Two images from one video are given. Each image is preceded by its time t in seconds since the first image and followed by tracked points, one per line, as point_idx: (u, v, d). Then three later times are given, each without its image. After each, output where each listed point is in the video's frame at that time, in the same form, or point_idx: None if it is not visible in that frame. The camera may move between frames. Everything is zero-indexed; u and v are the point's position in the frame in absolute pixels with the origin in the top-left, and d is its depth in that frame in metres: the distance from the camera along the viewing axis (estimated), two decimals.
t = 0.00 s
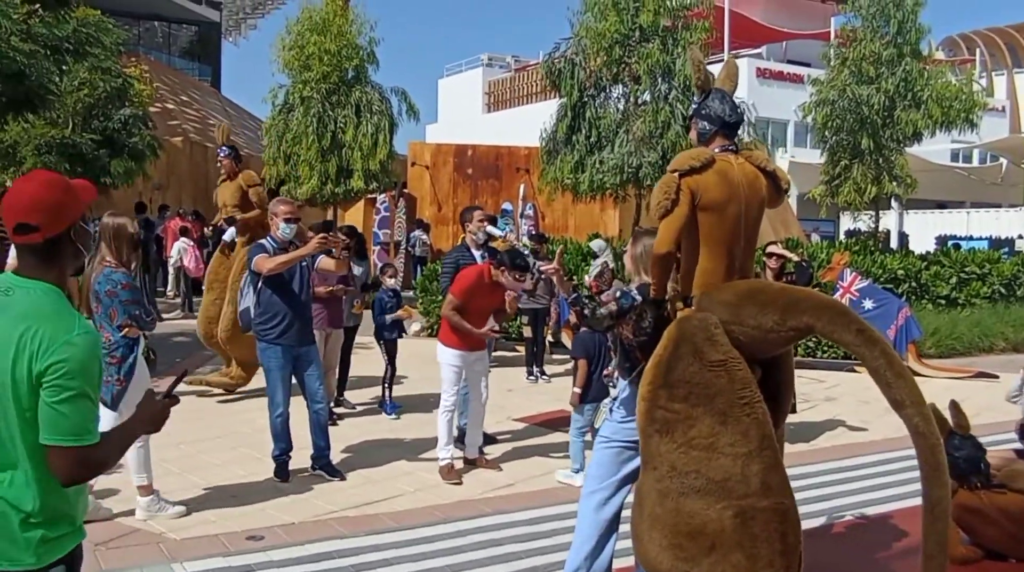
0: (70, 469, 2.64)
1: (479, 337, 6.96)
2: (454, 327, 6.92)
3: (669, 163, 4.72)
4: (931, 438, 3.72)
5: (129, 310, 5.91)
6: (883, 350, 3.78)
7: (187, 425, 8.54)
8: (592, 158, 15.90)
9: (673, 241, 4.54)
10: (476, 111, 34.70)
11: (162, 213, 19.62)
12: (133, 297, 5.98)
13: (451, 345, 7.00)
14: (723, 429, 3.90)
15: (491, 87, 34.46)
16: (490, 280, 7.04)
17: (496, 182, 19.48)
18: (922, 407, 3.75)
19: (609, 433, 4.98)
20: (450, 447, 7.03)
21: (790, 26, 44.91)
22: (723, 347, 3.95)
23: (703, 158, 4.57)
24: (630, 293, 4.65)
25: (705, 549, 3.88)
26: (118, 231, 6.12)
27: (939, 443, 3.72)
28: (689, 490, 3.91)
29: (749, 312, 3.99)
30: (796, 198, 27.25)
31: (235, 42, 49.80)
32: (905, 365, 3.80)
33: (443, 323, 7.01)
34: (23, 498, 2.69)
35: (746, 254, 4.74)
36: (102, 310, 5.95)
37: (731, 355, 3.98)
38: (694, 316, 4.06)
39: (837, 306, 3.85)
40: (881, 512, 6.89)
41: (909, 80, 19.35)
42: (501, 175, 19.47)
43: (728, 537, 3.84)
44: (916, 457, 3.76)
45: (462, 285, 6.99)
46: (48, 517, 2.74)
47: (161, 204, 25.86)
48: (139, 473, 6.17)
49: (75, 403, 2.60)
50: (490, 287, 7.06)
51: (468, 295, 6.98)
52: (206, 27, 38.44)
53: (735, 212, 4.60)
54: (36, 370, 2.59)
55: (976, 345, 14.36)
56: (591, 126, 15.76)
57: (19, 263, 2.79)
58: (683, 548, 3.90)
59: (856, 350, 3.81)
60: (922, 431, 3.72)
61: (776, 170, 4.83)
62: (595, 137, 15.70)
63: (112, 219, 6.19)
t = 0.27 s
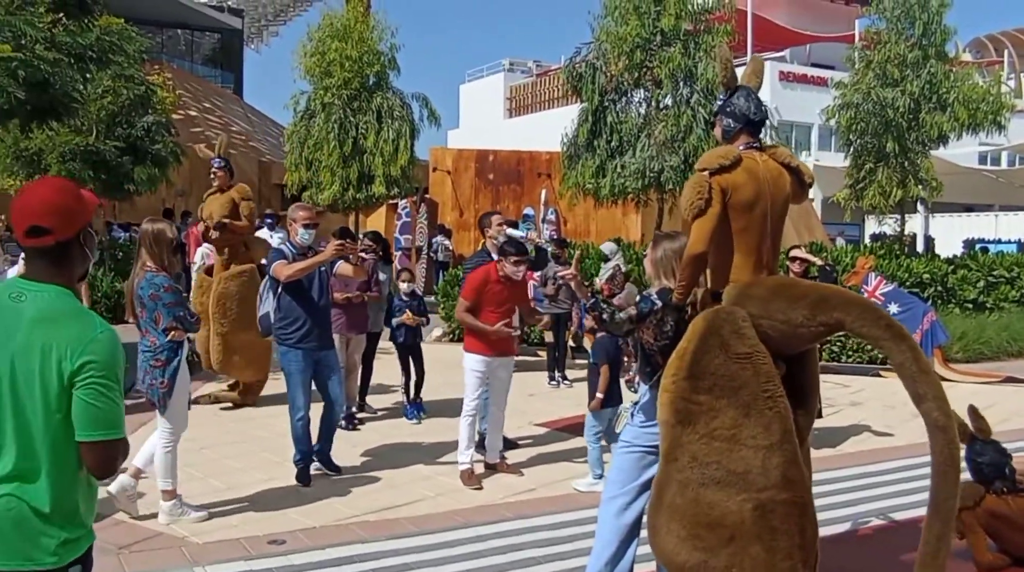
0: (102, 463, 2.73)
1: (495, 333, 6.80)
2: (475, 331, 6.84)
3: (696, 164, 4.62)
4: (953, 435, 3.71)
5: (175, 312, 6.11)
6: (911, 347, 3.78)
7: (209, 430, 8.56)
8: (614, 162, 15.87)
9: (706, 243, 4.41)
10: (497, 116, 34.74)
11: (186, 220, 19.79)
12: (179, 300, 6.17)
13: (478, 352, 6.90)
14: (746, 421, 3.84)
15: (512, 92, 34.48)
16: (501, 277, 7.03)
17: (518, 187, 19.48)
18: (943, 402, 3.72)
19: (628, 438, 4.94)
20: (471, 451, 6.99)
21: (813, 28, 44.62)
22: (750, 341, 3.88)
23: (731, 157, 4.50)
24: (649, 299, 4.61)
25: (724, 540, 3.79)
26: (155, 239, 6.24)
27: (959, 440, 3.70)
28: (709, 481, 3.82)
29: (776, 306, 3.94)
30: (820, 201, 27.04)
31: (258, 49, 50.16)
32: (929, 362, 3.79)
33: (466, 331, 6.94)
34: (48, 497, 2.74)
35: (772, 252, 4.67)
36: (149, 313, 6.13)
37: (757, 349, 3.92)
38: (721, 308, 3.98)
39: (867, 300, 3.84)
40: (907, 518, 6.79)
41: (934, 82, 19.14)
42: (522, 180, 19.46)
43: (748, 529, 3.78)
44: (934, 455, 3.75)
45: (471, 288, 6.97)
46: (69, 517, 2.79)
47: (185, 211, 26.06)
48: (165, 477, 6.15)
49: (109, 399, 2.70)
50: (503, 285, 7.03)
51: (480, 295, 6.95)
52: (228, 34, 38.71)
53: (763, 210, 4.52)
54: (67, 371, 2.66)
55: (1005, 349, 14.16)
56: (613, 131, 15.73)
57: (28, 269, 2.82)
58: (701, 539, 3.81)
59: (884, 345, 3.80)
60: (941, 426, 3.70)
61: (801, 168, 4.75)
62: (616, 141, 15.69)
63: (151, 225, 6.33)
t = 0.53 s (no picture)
0: (115, 454, 2.96)
1: (506, 333, 6.58)
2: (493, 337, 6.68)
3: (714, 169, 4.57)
4: (979, 453, 3.64)
5: (205, 318, 6.11)
6: (939, 363, 3.70)
7: (231, 436, 8.58)
8: (634, 166, 15.77)
9: (726, 247, 4.33)
10: (519, 120, 34.73)
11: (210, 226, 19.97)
12: (211, 306, 6.18)
13: (500, 357, 6.69)
14: (769, 430, 3.78)
15: (534, 97, 34.47)
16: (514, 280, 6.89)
17: (539, 192, 19.41)
18: (972, 422, 3.65)
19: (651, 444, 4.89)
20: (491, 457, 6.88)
21: (837, 29, 44.26)
22: (772, 349, 3.82)
23: (750, 163, 4.43)
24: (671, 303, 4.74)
25: (747, 550, 3.75)
26: (187, 244, 6.24)
27: (986, 459, 3.63)
28: (732, 491, 3.79)
29: (799, 315, 3.87)
30: (844, 204, 26.82)
31: (279, 56, 50.48)
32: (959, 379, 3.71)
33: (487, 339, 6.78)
34: (61, 491, 2.95)
35: (796, 257, 4.57)
36: (181, 319, 6.17)
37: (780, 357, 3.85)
38: (743, 316, 3.93)
39: (891, 312, 3.75)
40: (935, 526, 6.68)
41: (960, 83, 18.91)
42: (544, 185, 19.39)
43: (772, 539, 3.72)
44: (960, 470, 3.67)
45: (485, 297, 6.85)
46: (82, 511, 3.00)
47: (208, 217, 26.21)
48: (190, 482, 6.14)
49: (118, 395, 2.93)
50: (517, 286, 6.87)
51: (492, 299, 6.83)
52: (249, 41, 38.98)
53: (784, 215, 4.45)
54: (77, 371, 2.88)
55: None
56: (633, 134, 15.66)
57: (32, 278, 3.03)
58: (724, 549, 3.79)
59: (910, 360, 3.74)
60: (968, 446, 3.64)
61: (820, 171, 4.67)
62: (637, 145, 15.61)
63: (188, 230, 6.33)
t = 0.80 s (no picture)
0: (128, 446, 3.07)
1: (534, 334, 6.53)
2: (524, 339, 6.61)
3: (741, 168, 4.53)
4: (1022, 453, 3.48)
5: (238, 321, 6.10)
6: (973, 361, 3.59)
7: (261, 438, 8.60)
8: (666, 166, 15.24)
9: (754, 249, 4.30)
10: (548, 120, 34.65)
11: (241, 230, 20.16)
12: (246, 309, 6.16)
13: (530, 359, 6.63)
14: (800, 434, 3.72)
15: (562, 96, 34.36)
16: (543, 281, 6.81)
17: (568, 192, 19.29)
18: (1015, 421, 3.50)
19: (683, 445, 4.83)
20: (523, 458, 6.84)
21: (871, 25, 43.69)
22: (800, 353, 3.75)
23: (776, 161, 4.38)
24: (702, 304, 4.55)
25: (780, 556, 3.72)
26: (226, 246, 6.18)
27: None
28: (763, 496, 3.75)
29: (826, 316, 3.79)
30: (877, 201, 26.49)
31: (308, 57, 50.71)
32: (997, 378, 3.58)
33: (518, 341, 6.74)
34: (76, 486, 3.03)
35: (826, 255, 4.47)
36: (217, 323, 6.18)
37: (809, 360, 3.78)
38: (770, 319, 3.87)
39: (921, 312, 3.66)
40: (971, 527, 6.55)
41: (996, 78, 18.55)
42: (573, 185, 19.26)
43: (804, 544, 3.68)
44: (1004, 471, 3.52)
45: (514, 298, 6.80)
46: (97, 504, 3.09)
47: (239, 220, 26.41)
48: (224, 480, 6.18)
49: (130, 389, 3.03)
50: (544, 286, 6.82)
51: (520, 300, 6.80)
52: (278, 44, 39.23)
53: (811, 214, 4.37)
54: (91, 368, 2.97)
55: None
56: (662, 134, 15.17)
57: (34, 282, 3.08)
58: (757, 554, 3.75)
59: (942, 360, 3.63)
60: (1012, 445, 3.48)
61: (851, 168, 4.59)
62: (667, 144, 15.07)
63: (231, 232, 6.25)
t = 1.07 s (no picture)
0: (170, 433, 3.16)
1: (584, 334, 6.30)
2: (572, 338, 6.39)
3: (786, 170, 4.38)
4: None
5: (287, 323, 5.66)
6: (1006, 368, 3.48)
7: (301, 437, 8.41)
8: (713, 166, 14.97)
9: (799, 250, 4.16)
10: (594, 121, 34.51)
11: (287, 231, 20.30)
12: (295, 311, 5.73)
13: (579, 359, 6.40)
14: (843, 438, 3.53)
15: (609, 97, 34.17)
16: (590, 281, 6.62)
17: (615, 192, 19.07)
18: None
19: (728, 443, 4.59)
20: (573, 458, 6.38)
21: (920, 24, 42.84)
22: (842, 356, 3.59)
23: (822, 162, 4.23)
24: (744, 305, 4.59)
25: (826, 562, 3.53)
26: (278, 250, 5.69)
27: None
28: (808, 500, 3.56)
29: (863, 321, 3.65)
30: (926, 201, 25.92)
31: (352, 61, 51.18)
32: None
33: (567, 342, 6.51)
34: (122, 479, 3.10)
35: (871, 256, 4.26)
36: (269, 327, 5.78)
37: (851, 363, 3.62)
38: (809, 324, 3.71)
39: (961, 317, 3.52)
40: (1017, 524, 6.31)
41: None
42: (620, 185, 19.03)
43: (850, 548, 3.49)
44: None
45: (562, 298, 6.62)
46: (145, 492, 3.19)
47: (285, 223, 26.57)
48: (273, 480, 5.60)
49: (169, 379, 3.12)
50: (592, 285, 6.60)
51: (567, 301, 6.60)
52: (323, 46, 39.68)
53: (857, 214, 4.18)
54: (133, 360, 3.04)
55: None
56: (709, 133, 14.86)
57: (64, 282, 3.12)
58: (802, 559, 3.57)
59: (977, 365, 3.51)
60: None
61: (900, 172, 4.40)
62: (714, 145, 14.77)
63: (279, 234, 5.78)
